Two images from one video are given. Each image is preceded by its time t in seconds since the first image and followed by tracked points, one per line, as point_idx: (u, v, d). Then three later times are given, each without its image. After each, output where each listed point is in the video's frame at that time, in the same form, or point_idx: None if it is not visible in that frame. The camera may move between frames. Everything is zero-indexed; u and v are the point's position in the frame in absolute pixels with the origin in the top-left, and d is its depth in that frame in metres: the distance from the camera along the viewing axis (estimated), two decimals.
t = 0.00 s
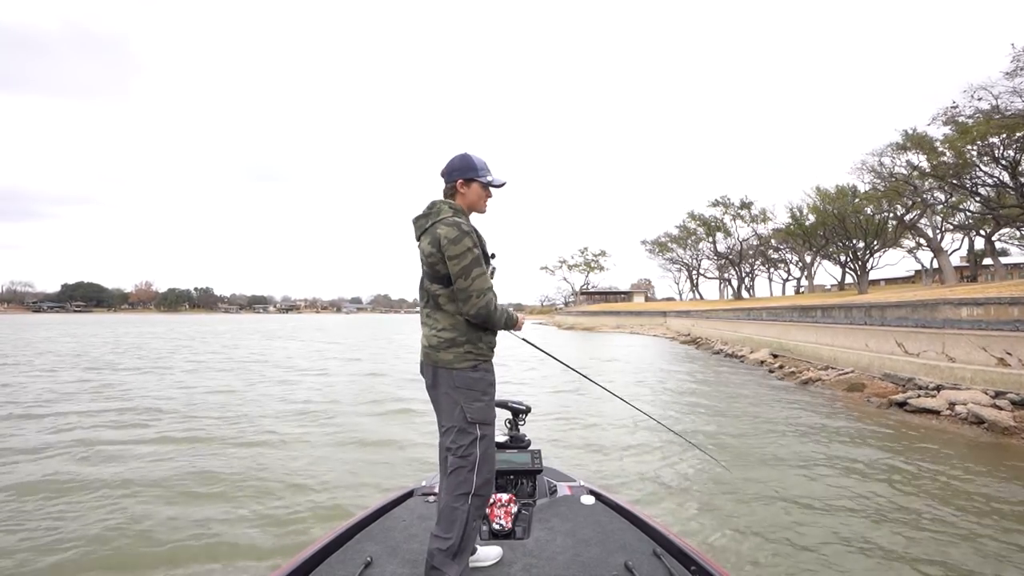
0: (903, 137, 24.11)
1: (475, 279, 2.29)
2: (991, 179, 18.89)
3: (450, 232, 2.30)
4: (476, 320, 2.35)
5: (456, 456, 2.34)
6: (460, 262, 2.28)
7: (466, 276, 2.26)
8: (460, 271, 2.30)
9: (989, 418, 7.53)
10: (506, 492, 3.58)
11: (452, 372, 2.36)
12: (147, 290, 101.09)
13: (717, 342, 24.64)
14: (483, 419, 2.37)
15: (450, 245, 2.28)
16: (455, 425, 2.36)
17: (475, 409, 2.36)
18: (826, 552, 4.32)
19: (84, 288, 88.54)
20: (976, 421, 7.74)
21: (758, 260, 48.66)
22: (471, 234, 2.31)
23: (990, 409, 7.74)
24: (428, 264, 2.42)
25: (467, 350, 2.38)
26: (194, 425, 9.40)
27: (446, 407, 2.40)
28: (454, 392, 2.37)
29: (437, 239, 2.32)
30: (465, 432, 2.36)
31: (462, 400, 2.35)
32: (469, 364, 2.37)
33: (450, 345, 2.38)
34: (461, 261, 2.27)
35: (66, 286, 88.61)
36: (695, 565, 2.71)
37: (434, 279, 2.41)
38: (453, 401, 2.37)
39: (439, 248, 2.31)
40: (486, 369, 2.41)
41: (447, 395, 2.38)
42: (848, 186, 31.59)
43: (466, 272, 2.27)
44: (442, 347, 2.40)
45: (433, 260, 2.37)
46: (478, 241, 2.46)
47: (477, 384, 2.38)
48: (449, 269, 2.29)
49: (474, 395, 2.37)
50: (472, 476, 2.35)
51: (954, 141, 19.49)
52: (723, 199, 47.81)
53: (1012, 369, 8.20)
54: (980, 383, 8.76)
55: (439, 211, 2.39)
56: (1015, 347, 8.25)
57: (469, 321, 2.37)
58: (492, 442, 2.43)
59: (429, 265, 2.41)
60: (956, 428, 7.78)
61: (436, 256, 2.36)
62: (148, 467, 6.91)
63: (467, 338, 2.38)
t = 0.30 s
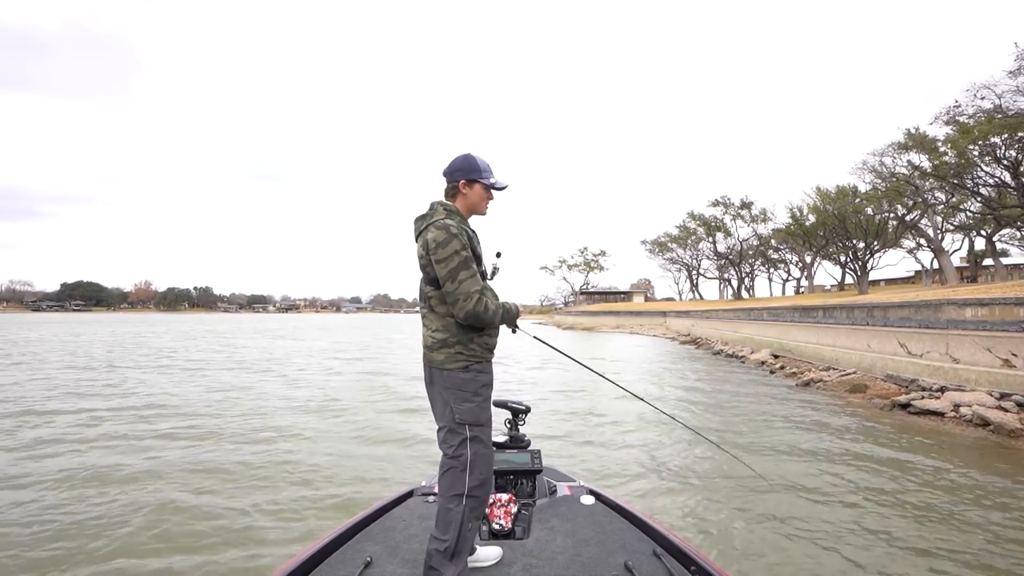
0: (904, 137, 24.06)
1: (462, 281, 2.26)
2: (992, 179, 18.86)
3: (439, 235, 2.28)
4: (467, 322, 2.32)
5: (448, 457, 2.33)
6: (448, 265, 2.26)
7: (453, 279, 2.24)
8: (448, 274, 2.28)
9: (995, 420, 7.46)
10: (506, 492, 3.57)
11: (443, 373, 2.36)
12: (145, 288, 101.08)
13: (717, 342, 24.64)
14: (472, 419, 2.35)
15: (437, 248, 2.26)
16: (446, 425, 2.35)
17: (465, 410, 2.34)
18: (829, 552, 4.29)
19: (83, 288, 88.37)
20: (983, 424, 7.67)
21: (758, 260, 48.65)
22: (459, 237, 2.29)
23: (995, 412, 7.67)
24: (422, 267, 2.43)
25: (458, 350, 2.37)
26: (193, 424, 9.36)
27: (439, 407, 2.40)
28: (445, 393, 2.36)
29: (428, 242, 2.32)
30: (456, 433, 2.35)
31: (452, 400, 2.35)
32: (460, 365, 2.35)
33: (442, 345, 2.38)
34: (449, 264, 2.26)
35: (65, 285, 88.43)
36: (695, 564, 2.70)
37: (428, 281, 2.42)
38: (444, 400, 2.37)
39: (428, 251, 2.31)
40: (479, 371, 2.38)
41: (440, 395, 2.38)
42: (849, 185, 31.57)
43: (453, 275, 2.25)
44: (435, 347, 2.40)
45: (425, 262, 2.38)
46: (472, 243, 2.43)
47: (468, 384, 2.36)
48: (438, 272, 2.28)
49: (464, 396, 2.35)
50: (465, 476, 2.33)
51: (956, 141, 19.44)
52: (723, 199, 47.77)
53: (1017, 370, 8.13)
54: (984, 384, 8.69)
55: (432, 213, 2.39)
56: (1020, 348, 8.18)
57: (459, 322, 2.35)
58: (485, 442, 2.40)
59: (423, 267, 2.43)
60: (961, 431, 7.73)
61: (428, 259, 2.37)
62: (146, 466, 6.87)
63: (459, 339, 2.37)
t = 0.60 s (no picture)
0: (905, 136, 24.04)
1: (481, 281, 2.26)
2: (994, 178, 18.85)
3: (456, 235, 2.27)
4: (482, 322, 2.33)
5: (457, 456, 2.30)
6: (466, 265, 2.26)
7: (474, 278, 2.24)
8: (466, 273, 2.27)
9: (1001, 422, 7.40)
10: (506, 492, 3.55)
11: (457, 373, 2.33)
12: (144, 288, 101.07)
13: (718, 342, 24.63)
14: (485, 418, 2.34)
15: (456, 248, 2.25)
16: (458, 424, 2.33)
17: (478, 410, 2.33)
18: (830, 553, 4.27)
19: (82, 288, 88.27)
20: (988, 425, 7.64)
21: (758, 260, 48.66)
22: (478, 237, 2.29)
23: (1001, 413, 7.62)
24: (430, 267, 2.37)
25: (472, 350, 2.36)
26: (193, 424, 9.34)
27: (449, 406, 2.36)
28: (458, 392, 2.33)
29: (442, 241, 2.28)
30: (468, 432, 2.33)
31: (465, 400, 2.32)
32: (474, 364, 2.34)
33: (454, 346, 2.35)
34: (469, 264, 2.25)
35: (65, 286, 88.37)
36: (695, 564, 2.69)
37: (437, 281, 2.37)
38: (456, 400, 2.34)
39: (445, 250, 2.27)
40: (490, 370, 2.39)
41: (452, 395, 2.35)
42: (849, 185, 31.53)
43: (473, 276, 2.25)
44: (446, 347, 2.36)
45: (436, 262, 2.33)
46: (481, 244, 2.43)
47: (480, 384, 2.35)
48: (456, 272, 2.26)
49: (477, 396, 2.34)
50: (474, 475, 2.33)
51: (957, 140, 19.44)
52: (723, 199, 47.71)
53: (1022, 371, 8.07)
54: (990, 385, 8.63)
55: (443, 213, 2.35)
56: None
57: (474, 322, 2.34)
58: (493, 441, 2.41)
59: (432, 266, 2.37)
60: (966, 432, 7.70)
61: (441, 258, 2.32)
62: (147, 466, 6.85)
63: (472, 339, 2.36)
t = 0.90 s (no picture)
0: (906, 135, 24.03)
1: (501, 277, 2.30)
2: (995, 177, 18.82)
3: (476, 233, 2.29)
4: (498, 319, 2.36)
5: (484, 452, 2.30)
6: (487, 261, 2.28)
7: (495, 274, 2.27)
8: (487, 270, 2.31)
9: (1007, 423, 7.35)
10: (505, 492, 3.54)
11: (476, 373, 2.31)
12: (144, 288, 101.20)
13: (719, 342, 24.63)
14: (506, 414, 2.37)
15: (478, 245, 2.27)
16: (481, 421, 2.32)
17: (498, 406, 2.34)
18: (832, 555, 4.26)
19: (82, 288, 88.33)
20: (995, 427, 7.57)
21: (758, 260, 48.66)
22: (496, 235, 2.33)
23: (1007, 413, 7.56)
24: (445, 265, 2.35)
25: (488, 348, 2.36)
26: (192, 424, 9.33)
27: (468, 405, 2.33)
28: (478, 391, 2.32)
29: (462, 239, 2.29)
30: (490, 428, 2.33)
31: (486, 398, 2.32)
32: (491, 363, 2.35)
33: (471, 345, 2.34)
34: (491, 260, 2.28)
35: (65, 286, 88.37)
36: (695, 565, 2.67)
37: (452, 279, 2.35)
38: (476, 399, 2.33)
39: (466, 247, 2.28)
40: (503, 368, 2.41)
41: (470, 394, 2.32)
42: (850, 184, 31.51)
43: (494, 271, 2.28)
44: (462, 347, 2.34)
45: (454, 260, 2.32)
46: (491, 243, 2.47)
47: (498, 382, 2.37)
48: (478, 268, 2.27)
49: (496, 393, 2.35)
50: (498, 469, 2.35)
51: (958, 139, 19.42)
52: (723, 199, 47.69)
53: None
54: (995, 386, 8.57)
55: (457, 212, 2.36)
56: None
57: (490, 321, 2.36)
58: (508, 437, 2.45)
59: (445, 264, 2.35)
60: (972, 433, 7.64)
61: (459, 256, 2.32)
62: (147, 466, 6.84)
63: (487, 337, 2.36)
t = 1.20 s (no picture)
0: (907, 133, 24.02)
1: (508, 278, 2.32)
2: (998, 175, 18.78)
3: (485, 233, 2.31)
4: (504, 319, 2.36)
5: (502, 447, 2.34)
6: (495, 263, 2.29)
7: (503, 275, 2.28)
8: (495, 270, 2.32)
9: (1014, 423, 7.31)
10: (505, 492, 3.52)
11: (484, 372, 2.31)
12: (143, 288, 101.20)
13: (719, 342, 24.63)
14: (517, 408, 2.39)
15: (486, 245, 2.28)
16: (493, 419, 2.33)
17: (508, 402, 2.35)
18: (834, 557, 4.23)
19: (82, 288, 88.25)
20: (1002, 427, 7.51)
21: (759, 259, 48.62)
22: (504, 236, 2.34)
23: (1013, 413, 7.51)
24: (453, 265, 2.36)
25: (494, 348, 2.36)
26: (191, 424, 9.28)
27: (478, 406, 2.33)
28: (487, 390, 2.32)
29: (470, 239, 2.31)
30: (503, 425, 2.35)
31: (496, 396, 2.32)
32: (499, 362, 2.35)
33: (479, 345, 2.33)
34: (499, 261, 2.29)
35: (64, 286, 88.27)
36: (695, 565, 2.66)
37: (459, 279, 2.36)
38: (486, 398, 2.32)
39: (473, 247, 2.29)
40: (511, 367, 2.41)
41: (479, 393, 2.32)
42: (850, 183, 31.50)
43: (501, 273, 2.29)
44: (469, 347, 2.33)
45: (462, 260, 2.33)
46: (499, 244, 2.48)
47: (507, 379, 2.37)
48: (485, 269, 2.28)
49: (506, 389, 2.36)
50: (519, 461, 2.40)
51: (960, 137, 19.40)
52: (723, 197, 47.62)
53: None
54: (1001, 385, 8.51)
55: (465, 212, 2.37)
56: None
57: (497, 321, 2.37)
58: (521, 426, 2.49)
59: (453, 264, 2.36)
60: (978, 434, 7.60)
61: (467, 256, 2.33)
62: (146, 466, 6.80)
63: (494, 337, 2.36)
